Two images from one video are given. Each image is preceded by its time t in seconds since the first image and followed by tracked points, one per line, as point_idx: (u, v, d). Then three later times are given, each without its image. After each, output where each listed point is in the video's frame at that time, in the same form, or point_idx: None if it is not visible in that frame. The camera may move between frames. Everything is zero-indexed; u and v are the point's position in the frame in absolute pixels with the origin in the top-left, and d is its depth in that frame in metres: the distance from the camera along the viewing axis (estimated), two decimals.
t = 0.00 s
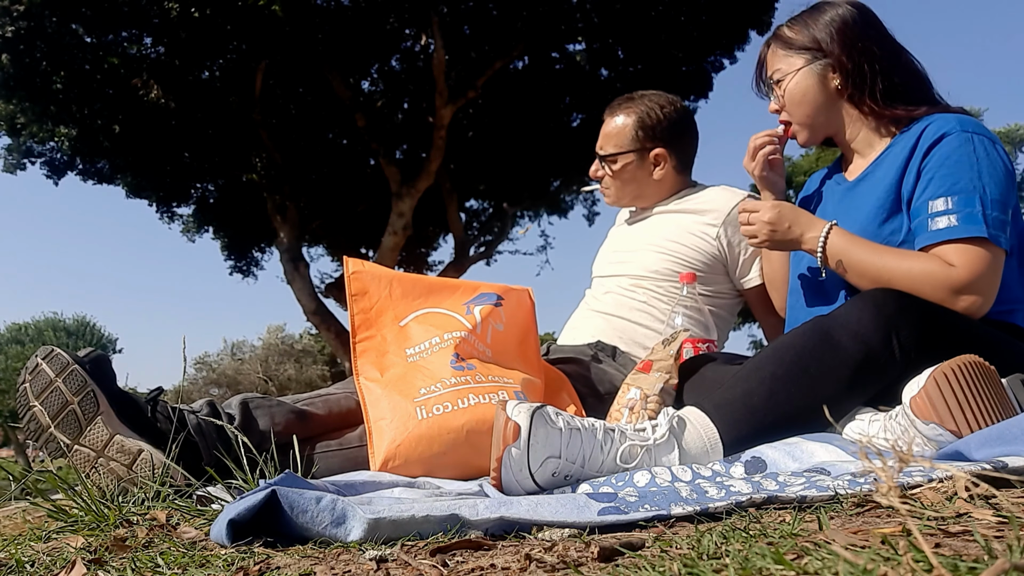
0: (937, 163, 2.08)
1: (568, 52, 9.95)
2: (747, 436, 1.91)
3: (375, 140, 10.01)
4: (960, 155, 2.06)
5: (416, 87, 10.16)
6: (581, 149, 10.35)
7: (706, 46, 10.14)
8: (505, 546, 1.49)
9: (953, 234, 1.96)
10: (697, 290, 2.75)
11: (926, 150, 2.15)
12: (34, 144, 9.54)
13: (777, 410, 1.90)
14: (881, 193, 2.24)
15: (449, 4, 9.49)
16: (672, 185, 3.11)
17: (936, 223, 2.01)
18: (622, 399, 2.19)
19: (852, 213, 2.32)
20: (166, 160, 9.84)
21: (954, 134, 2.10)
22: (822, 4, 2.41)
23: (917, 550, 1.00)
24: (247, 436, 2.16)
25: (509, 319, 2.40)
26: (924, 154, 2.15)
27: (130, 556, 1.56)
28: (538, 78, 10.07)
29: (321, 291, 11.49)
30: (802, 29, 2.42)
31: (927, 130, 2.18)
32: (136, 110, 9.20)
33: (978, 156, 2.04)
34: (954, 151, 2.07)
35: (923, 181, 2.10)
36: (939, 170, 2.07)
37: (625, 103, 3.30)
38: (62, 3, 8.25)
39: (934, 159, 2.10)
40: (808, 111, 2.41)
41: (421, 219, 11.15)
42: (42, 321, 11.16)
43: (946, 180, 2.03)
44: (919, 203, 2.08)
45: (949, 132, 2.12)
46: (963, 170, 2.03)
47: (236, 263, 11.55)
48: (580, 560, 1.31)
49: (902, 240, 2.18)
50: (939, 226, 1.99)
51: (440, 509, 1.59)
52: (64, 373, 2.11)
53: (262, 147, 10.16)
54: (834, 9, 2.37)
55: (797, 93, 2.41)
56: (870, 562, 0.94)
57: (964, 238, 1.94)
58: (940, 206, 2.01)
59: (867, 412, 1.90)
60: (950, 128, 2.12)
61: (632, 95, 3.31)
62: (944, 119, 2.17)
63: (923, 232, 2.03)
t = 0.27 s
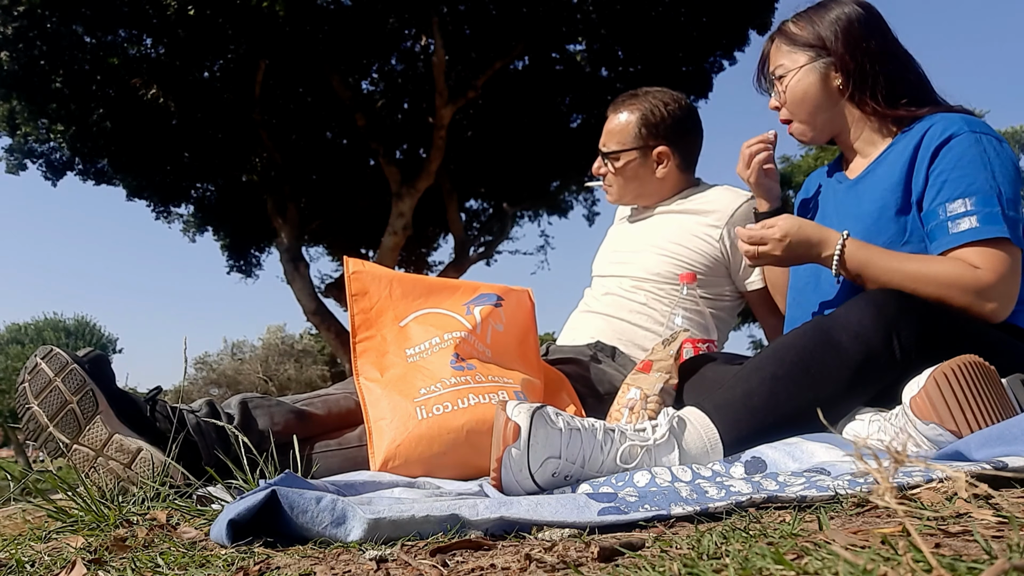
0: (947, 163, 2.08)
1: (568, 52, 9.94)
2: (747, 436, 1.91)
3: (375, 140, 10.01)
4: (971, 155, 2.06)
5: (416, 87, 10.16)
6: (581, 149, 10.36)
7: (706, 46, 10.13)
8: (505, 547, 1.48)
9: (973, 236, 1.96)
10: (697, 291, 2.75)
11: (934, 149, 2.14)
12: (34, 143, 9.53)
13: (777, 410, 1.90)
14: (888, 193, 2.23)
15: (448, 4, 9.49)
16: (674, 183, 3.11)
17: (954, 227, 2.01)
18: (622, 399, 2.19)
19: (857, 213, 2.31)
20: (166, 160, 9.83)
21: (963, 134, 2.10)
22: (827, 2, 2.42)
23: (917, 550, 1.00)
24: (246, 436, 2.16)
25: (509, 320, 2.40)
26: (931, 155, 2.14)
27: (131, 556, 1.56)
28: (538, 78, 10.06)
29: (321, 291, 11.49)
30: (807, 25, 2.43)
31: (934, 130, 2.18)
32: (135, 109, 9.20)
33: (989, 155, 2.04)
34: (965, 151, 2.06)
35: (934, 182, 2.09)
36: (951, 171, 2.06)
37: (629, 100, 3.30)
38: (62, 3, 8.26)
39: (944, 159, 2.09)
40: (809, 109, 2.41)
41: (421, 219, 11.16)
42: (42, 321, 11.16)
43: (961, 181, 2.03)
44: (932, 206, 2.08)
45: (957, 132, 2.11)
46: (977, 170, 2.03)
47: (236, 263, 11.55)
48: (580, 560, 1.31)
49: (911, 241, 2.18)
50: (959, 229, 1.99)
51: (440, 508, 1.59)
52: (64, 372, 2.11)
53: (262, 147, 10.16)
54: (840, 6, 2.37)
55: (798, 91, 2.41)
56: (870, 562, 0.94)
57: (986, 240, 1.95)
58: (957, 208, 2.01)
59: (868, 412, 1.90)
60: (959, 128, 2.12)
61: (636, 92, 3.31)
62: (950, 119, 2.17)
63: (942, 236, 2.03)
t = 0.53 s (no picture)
0: (962, 164, 2.08)
1: (568, 52, 9.95)
2: (748, 436, 1.91)
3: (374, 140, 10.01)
4: (985, 154, 2.07)
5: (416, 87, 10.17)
6: (581, 149, 10.36)
7: (707, 46, 10.13)
8: (505, 547, 1.48)
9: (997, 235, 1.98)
10: (697, 292, 2.74)
11: (945, 150, 2.14)
12: (34, 144, 9.53)
13: (779, 411, 1.90)
14: (897, 195, 2.22)
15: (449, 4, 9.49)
16: (676, 184, 3.11)
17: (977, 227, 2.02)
18: (622, 399, 2.19)
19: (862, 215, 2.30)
20: (166, 160, 9.84)
21: (974, 135, 2.11)
22: None
23: (917, 550, 1.00)
24: (246, 435, 2.16)
25: (510, 319, 2.40)
26: (942, 156, 2.14)
27: (130, 556, 1.56)
28: (538, 78, 10.07)
29: (321, 291, 11.48)
30: (815, 18, 2.43)
31: (941, 130, 2.18)
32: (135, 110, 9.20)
33: (1002, 154, 2.06)
34: (979, 151, 2.08)
35: (950, 184, 2.10)
36: (967, 172, 2.07)
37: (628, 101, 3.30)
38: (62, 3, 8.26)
39: (957, 160, 2.10)
40: (812, 103, 2.41)
41: (421, 219, 11.16)
42: (42, 322, 11.16)
43: (978, 182, 2.05)
44: (951, 208, 2.09)
45: (967, 133, 2.12)
46: (992, 170, 2.05)
47: (236, 263, 11.55)
48: (580, 560, 1.31)
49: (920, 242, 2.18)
50: (983, 230, 2.01)
51: (440, 508, 1.59)
52: (64, 371, 2.12)
53: (262, 147, 10.16)
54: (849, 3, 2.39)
55: (802, 83, 2.41)
56: (870, 562, 0.94)
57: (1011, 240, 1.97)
58: (978, 209, 2.03)
59: (869, 412, 1.90)
60: (968, 128, 2.13)
61: (635, 92, 3.31)
62: (956, 118, 2.18)
63: (967, 238, 2.04)
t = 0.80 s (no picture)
0: (965, 164, 2.09)
1: (568, 52, 9.95)
2: (747, 437, 1.91)
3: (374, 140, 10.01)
4: (988, 155, 2.07)
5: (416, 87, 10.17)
6: (581, 149, 10.36)
7: (707, 46, 10.12)
8: (505, 547, 1.48)
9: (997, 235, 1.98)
10: (697, 292, 2.74)
11: (947, 150, 2.14)
12: (33, 144, 9.51)
13: (779, 410, 1.90)
14: (898, 194, 2.22)
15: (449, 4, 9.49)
16: (682, 187, 3.11)
17: (978, 227, 2.02)
18: (622, 399, 2.19)
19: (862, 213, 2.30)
20: (166, 160, 9.84)
21: (976, 135, 2.11)
22: None
23: (917, 550, 1.00)
24: (245, 435, 2.16)
25: (509, 320, 2.40)
26: (944, 155, 2.15)
27: (130, 556, 1.56)
28: (538, 78, 10.07)
29: (321, 291, 11.47)
30: (823, 12, 2.43)
31: (944, 130, 2.19)
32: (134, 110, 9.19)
33: (1005, 154, 2.07)
34: (981, 151, 2.08)
35: (952, 183, 2.10)
36: (969, 172, 2.07)
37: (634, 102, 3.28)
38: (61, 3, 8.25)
39: (960, 159, 2.10)
40: (813, 97, 2.42)
41: (421, 220, 11.15)
42: (42, 322, 11.16)
43: (981, 182, 2.05)
44: (952, 208, 2.09)
45: (970, 133, 2.12)
46: (995, 170, 2.05)
47: (235, 263, 11.55)
48: (580, 560, 1.31)
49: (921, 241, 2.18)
50: (983, 230, 2.01)
51: (440, 508, 1.59)
52: (63, 371, 2.13)
53: (262, 147, 10.15)
54: None
55: (804, 78, 2.41)
56: (870, 562, 0.94)
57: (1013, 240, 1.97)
58: (980, 209, 2.03)
59: (869, 412, 1.90)
60: (971, 128, 2.13)
61: (645, 92, 3.30)
62: (959, 118, 2.18)
63: (968, 238, 2.04)
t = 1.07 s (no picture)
0: (967, 163, 2.09)
1: (569, 52, 9.95)
2: (748, 437, 1.91)
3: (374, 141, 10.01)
4: (989, 155, 2.08)
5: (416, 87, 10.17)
6: (581, 149, 10.36)
7: (707, 46, 10.12)
8: (505, 546, 1.48)
9: (998, 236, 1.98)
10: (697, 292, 2.74)
11: (949, 150, 2.15)
12: (32, 143, 9.50)
13: (779, 410, 1.90)
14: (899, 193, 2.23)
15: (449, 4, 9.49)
16: (679, 189, 3.10)
17: (978, 227, 2.02)
18: (622, 398, 2.19)
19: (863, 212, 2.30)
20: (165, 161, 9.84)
21: (978, 135, 2.12)
22: None
23: (916, 550, 1.00)
24: (245, 436, 2.16)
25: (509, 320, 2.40)
26: (946, 155, 2.15)
27: (130, 556, 1.56)
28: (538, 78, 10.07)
29: (321, 291, 11.46)
30: (827, 10, 2.43)
31: (946, 130, 2.19)
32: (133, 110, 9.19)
33: (1007, 155, 2.07)
34: (984, 151, 2.08)
35: (954, 183, 2.10)
36: (971, 172, 2.07)
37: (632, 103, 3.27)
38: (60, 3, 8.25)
39: (962, 159, 2.11)
40: (816, 96, 2.42)
41: (421, 220, 11.16)
42: (42, 322, 11.15)
43: (982, 183, 2.05)
44: (953, 208, 2.09)
45: (971, 134, 2.13)
46: (997, 170, 2.05)
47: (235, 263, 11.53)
48: (580, 560, 1.31)
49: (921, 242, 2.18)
50: (984, 230, 2.00)
51: (440, 508, 1.59)
52: (62, 371, 2.13)
53: (262, 147, 10.14)
54: None
55: (807, 76, 2.41)
56: (870, 562, 0.94)
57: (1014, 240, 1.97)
58: (981, 208, 2.03)
59: (869, 412, 1.90)
60: (972, 129, 2.14)
61: (643, 93, 3.28)
62: (962, 119, 2.19)
63: (969, 238, 2.04)
